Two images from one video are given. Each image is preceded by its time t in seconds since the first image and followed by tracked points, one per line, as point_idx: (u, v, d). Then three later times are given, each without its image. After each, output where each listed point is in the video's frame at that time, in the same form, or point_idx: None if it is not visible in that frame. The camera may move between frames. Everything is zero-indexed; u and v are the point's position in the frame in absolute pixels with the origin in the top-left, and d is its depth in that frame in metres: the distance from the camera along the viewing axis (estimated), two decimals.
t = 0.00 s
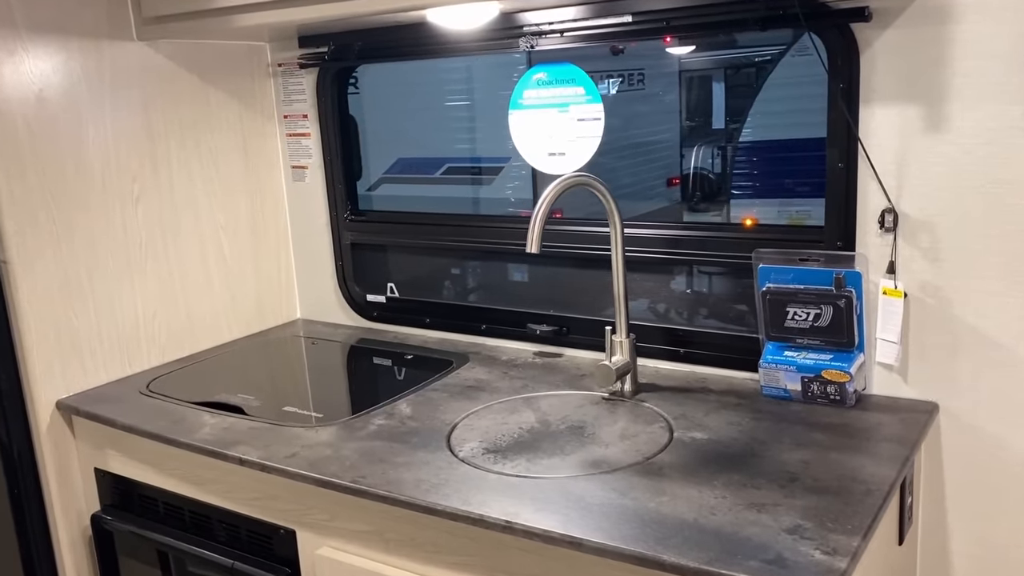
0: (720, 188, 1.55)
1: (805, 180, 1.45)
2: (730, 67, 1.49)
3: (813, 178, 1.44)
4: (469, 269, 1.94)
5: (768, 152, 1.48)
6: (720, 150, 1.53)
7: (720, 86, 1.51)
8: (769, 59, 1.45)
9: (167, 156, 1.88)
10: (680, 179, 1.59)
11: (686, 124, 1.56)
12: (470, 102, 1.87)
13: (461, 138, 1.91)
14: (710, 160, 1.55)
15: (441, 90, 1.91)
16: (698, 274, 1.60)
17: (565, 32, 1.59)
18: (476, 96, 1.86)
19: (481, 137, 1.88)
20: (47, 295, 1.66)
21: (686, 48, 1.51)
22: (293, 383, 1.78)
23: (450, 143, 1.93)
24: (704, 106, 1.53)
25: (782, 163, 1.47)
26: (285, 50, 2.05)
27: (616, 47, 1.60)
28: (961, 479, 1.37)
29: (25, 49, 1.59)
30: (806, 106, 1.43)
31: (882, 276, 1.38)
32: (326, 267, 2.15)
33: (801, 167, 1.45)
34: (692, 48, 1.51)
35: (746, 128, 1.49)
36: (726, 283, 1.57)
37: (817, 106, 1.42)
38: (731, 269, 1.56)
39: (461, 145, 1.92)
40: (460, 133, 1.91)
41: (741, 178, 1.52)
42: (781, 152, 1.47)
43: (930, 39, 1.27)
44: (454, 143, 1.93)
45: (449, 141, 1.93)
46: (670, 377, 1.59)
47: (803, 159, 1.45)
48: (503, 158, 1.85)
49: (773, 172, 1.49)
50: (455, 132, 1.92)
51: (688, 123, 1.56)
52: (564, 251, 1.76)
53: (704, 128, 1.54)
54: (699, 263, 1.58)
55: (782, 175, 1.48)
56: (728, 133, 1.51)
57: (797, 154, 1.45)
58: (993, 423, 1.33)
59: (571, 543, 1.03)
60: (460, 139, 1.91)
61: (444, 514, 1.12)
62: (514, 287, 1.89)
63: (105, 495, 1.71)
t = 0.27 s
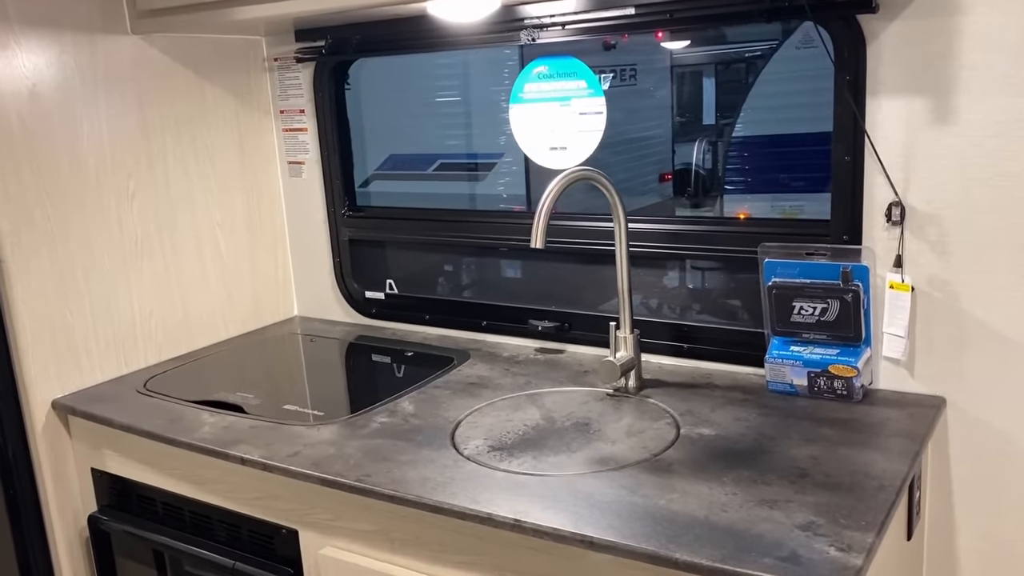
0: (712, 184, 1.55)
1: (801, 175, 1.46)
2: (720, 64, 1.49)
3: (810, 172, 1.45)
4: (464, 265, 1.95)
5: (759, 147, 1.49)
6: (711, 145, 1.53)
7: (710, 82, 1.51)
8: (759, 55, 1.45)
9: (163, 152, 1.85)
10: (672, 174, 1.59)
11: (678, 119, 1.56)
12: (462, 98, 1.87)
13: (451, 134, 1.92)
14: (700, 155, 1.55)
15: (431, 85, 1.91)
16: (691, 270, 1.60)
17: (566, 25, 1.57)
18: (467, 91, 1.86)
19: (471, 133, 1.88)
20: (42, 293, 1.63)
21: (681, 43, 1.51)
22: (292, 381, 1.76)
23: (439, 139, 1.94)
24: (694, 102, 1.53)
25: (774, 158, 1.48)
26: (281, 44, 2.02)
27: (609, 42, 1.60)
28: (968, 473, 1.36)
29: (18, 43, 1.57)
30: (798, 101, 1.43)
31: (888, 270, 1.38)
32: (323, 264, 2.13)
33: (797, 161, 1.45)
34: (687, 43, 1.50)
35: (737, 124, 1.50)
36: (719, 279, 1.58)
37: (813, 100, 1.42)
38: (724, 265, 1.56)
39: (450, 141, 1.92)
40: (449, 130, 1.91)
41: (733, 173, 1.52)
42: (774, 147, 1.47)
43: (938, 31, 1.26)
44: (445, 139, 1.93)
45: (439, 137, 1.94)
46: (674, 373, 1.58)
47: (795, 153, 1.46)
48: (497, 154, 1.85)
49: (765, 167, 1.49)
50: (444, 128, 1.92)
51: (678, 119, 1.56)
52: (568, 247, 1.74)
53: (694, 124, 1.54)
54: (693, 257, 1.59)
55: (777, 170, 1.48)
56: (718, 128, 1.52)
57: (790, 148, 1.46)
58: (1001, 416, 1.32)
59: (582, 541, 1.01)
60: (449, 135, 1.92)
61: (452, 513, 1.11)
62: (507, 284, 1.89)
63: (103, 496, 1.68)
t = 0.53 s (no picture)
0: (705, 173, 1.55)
1: (800, 165, 1.46)
2: (711, 56, 1.49)
3: (805, 163, 1.45)
4: (459, 259, 1.94)
5: (751, 138, 1.49)
6: (704, 138, 1.54)
7: (703, 74, 1.51)
8: (750, 47, 1.45)
9: (159, 142, 1.82)
10: (665, 167, 1.60)
11: (671, 112, 1.57)
12: (453, 90, 1.89)
13: (442, 126, 1.94)
14: (692, 147, 1.56)
15: (423, 78, 1.93)
16: (685, 261, 1.61)
17: (569, 11, 1.55)
18: (458, 84, 1.88)
19: (462, 125, 1.91)
20: (37, 286, 1.61)
21: (677, 33, 1.50)
22: (293, 373, 1.74)
23: (431, 131, 1.96)
24: (686, 94, 1.54)
25: (767, 150, 1.49)
26: (279, 33, 2.00)
27: (603, 34, 1.59)
28: (977, 462, 1.35)
29: (11, 31, 1.54)
30: (792, 92, 1.44)
31: (897, 258, 1.36)
32: (322, 256, 2.11)
33: (796, 153, 1.46)
34: (683, 33, 1.49)
35: (730, 117, 1.50)
36: (713, 269, 1.58)
37: (807, 91, 1.42)
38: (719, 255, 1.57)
39: (442, 133, 1.94)
40: (440, 122, 1.94)
41: (728, 165, 1.53)
42: (768, 137, 1.48)
43: (948, 16, 1.25)
44: (439, 132, 1.95)
45: (432, 130, 1.96)
46: (679, 364, 1.56)
47: (787, 145, 1.46)
48: (490, 146, 1.88)
49: (758, 158, 1.50)
50: (433, 120, 1.95)
51: (671, 111, 1.57)
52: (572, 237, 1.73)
53: (687, 116, 1.55)
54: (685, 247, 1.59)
55: (773, 161, 1.48)
56: (711, 120, 1.53)
57: (786, 139, 1.46)
58: (1010, 405, 1.31)
59: (594, 532, 1.00)
60: (440, 127, 1.94)
61: (460, 505, 1.09)
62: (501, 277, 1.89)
63: (101, 491, 1.66)
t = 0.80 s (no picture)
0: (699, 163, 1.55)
1: (801, 154, 1.46)
2: (705, 46, 1.50)
3: (803, 152, 1.45)
4: (457, 250, 1.93)
5: (747, 129, 1.49)
6: (698, 129, 1.54)
7: (696, 65, 1.52)
8: (745, 37, 1.45)
9: (158, 132, 1.80)
10: (661, 158, 1.60)
11: (666, 103, 1.57)
12: (446, 80, 1.89)
13: (437, 117, 1.93)
14: (686, 138, 1.56)
15: (414, 68, 1.91)
16: (681, 252, 1.60)
17: None
18: (451, 74, 1.88)
19: (455, 116, 1.91)
20: (37, 279, 1.59)
21: (674, 22, 1.51)
22: (296, 365, 1.72)
23: (425, 122, 1.94)
24: (681, 85, 1.54)
25: (763, 140, 1.49)
26: (279, 21, 1.98)
27: (598, 25, 1.58)
28: (988, 451, 1.35)
29: (9, 20, 1.51)
30: (781, 83, 1.44)
31: (908, 246, 1.36)
32: (323, 247, 2.09)
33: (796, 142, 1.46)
34: (682, 22, 1.50)
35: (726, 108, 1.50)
36: (710, 261, 1.58)
37: (791, 82, 1.43)
38: (715, 247, 1.56)
39: (437, 124, 1.93)
40: (434, 113, 1.93)
41: (725, 155, 1.52)
42: (764, 128, 1.48)
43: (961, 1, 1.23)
44: (432, 122, 1.93)
45: (425, 120, 1.94)
46: (687, 353, 1.55)
47: (784, 135, 1.47)
48: (485, 138, 1.88)
49: (755, 149, 1.50)
50: (428, 111, 1.93)
51: (665, 102, 1.57)
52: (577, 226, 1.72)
53: (682, 107, 1.55)
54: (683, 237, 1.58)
55: (772, 151, 1.48)
56: (705, 111, 1.53)
57: (786, 130, 1.46)
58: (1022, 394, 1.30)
59: (608, 524, 0.99)
60: (434, 118, 1.93)
61: (472, 497, 1.08)
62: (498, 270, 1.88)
63: (103, 485, 1.65)
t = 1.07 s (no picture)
0: (696, 152, 1.57)
1: (800, 143, 1.46)
2: (701, 35, 1.51)
3: (806, 141, 1.45)
4: (456, 241, 1.94)
5: (744, 118, 1.51)
6: (694, 119, 1.56)
7: (694, 54, 1.53)
8: (743, 27, 1.46)
9: (160, 121, 1.78)
10: (659, 148, 1.62)
11: (665, 93, 1.58)
12: (442, 71, 1.94)
13: (433, 109, 1.97)
14: (683, 129, 1.58)
15: (410, 59, 1.95)
16: (679, 242, 1.62)
17: None
18: (448, 64, 1.93)
19: (453, 108, 1.96)
20: (40, 269, 1.57)
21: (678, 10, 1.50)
22: (302, 355, 1.71)
23: (421, 114, 1.97)
24: (679, 76, 1.56)
25: (758, 128, 1.50)
26: (280, 8, 1.95)
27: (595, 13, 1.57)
28: (1001, 436, 1.34)
29: (10, 7, 1.49)
30: (781, 71, 1.45)
31: (920, 230, 1.34)
32: (327, 236, 2.07)
33: (796, 131, 1.46)
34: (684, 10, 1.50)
35: (724, 98, 1.51)
36: (708, 250, 1.60)
37: (795, 70, 1.43)
38: (714, 236, 1.58)
39: (434, 116, 1.97)
40: (431, 104, 1.97)
41: (724, 144, 1.53)
42: (762, 116, 1.49)
43: None
44: (427, 113, 1.97)
45: (420, 111, 1.97)
46: (697, 341, 1.54)
47: (784, 123, 1.47)
48: (484, 128, 1.95)
49: (753, 137, 1.51)
50: (422, 103, 1.97)
51: (664, 92, 1.58)
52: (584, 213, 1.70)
53: (680, 97, 1.57)
54: (682, 226, 1.61)
55: (771, 141, 1.49)
56: (700, 102, 1.55)
57: (787, 118, 1.46)
58: None
59: (625, 511, 0.98)
60: (430, 110, 1.97)
61: (486, 485, 1.07)
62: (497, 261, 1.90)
63: (109, 477, 1.63)
